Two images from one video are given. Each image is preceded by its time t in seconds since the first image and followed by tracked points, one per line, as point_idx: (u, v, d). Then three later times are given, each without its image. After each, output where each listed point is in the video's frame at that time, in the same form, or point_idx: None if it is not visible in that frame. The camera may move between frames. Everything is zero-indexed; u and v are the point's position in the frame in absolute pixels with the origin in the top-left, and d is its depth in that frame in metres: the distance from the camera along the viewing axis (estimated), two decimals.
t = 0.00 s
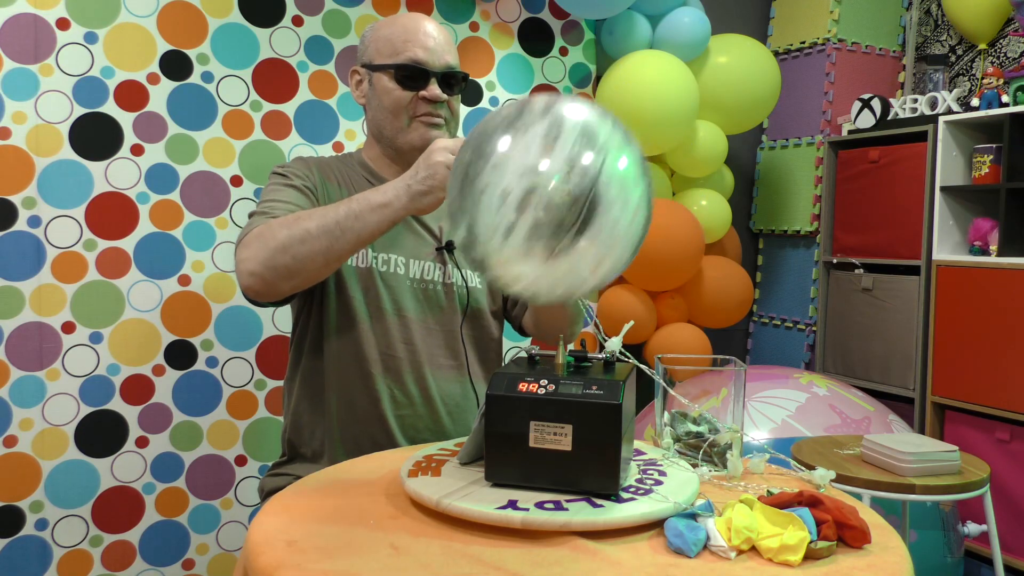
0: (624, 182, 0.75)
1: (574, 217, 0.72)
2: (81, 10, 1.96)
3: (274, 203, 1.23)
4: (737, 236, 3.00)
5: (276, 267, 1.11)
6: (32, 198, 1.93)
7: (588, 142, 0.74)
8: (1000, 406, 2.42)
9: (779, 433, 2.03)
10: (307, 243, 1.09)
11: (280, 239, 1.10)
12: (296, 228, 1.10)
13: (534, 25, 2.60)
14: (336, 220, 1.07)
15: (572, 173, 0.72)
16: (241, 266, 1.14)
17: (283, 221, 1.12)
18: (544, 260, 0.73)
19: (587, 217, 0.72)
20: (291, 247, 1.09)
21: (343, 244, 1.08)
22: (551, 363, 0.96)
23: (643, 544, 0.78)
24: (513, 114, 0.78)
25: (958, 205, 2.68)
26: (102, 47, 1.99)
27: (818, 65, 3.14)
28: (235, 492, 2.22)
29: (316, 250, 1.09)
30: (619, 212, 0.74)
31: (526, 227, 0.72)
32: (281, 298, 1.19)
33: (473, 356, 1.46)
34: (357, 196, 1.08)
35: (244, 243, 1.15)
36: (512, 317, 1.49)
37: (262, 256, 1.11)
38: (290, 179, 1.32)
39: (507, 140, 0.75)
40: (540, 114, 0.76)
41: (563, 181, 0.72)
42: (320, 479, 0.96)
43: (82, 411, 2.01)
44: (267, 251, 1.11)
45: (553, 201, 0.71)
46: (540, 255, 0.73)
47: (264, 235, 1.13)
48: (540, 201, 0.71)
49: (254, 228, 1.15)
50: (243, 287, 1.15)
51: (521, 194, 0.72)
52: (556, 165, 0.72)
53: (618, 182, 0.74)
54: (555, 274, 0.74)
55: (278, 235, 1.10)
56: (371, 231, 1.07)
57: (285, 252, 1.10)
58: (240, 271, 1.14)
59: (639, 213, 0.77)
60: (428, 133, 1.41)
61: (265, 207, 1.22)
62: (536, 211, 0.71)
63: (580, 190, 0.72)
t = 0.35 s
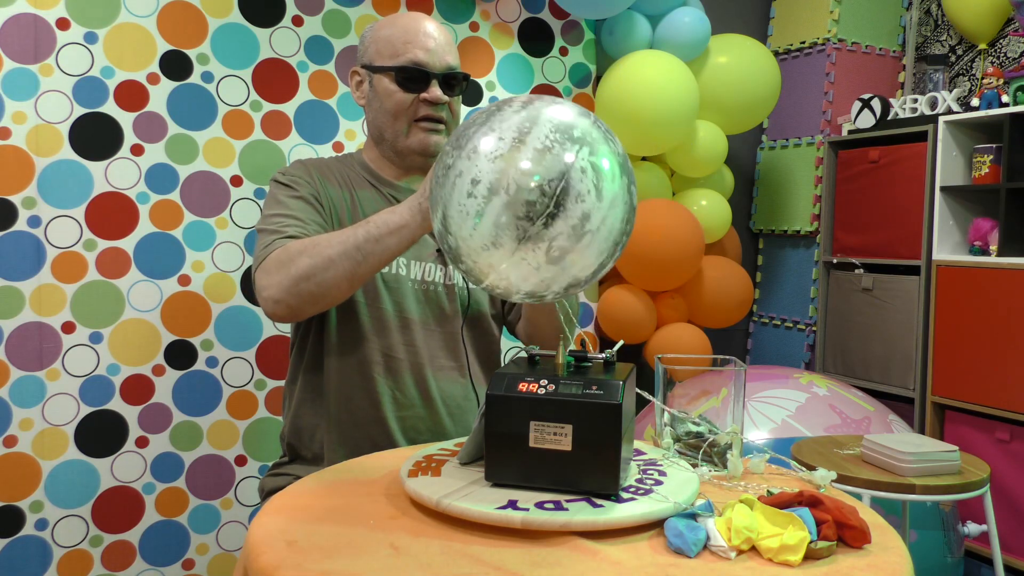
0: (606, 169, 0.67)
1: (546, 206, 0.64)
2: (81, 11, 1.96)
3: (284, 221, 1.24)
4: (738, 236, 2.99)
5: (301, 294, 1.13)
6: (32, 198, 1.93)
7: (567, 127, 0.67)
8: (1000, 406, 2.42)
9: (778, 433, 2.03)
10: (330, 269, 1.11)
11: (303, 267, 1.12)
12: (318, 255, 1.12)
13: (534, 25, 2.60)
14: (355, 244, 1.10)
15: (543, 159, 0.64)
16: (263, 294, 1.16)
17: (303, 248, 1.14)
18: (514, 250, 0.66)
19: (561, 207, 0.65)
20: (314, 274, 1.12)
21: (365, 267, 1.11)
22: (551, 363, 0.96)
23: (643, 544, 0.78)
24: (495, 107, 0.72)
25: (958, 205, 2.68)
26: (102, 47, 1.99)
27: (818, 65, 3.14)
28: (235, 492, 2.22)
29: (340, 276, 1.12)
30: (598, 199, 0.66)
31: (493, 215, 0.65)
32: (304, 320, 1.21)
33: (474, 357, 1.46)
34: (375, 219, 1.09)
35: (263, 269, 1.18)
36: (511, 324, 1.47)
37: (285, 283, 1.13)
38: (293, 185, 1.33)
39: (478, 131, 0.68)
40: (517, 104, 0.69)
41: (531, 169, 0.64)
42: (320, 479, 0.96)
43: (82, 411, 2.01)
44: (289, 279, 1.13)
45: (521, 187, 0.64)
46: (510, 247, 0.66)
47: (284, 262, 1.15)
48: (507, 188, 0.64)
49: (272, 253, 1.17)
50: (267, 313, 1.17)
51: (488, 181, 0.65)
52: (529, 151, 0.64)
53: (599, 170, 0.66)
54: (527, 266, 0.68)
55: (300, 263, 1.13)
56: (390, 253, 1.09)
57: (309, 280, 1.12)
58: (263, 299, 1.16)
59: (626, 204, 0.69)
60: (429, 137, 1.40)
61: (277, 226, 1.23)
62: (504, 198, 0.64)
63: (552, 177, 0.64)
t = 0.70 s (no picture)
0: (564, 274, 0.69)
1: (485, 288, 0.68)
2: (82, 11, 1.96)
3: (285, 224, 1.25)
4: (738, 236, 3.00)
5: (301, 298, 1.14)
6: (32, 198, 1.93)
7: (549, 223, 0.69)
8: (1000, 406, 2.42)
9: (778, 433, 2.03)
10: (328, 274, 1.11)
11: (302, 271, 1.13)
12: (318, 260, 1.12)
13: (534, 25, 2.60)
14: (355, 249, 1.09)
15: (507, 245, 0.67)
16: (263, 298, 1.17)
17: (305, 253, 1.14)
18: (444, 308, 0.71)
19: (505, 289, 0.68)
20: (312, 279, 1.12)
21: (364, 271, 1.09)
22: (551, 363, 0.96)
23: (643, 544, 0.78)
24: (504, 158, 0.74)
25: (958, 205, 2.68)
26: (102, 47, 1.99)
27: (818, 65, 3.14)
28: (235, 492, 2.22)
29: (338, 281, 1.11)
30: (538, 300, 0.69)
31: (438, 272, 0.69)
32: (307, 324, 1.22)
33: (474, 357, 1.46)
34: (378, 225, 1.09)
35: (263, 273, 1.19)
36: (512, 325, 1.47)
37: (284, 288, 1.14)
38: (293, 187, 1.34)
39: (468, 182, 0.71)
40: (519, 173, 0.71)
41: (491, 247, 0.67)
42: (320, 479, 0.96)
43: (82, 411, 2.01)
44: (288, 284, 1.14)
45: (473, 261, 0.68)
46: (442, 303, 0.71)
47: (285, 266, 1.16)
48: (461, 256, 0.68)
49: (274, 258, 1.18)
50: (269, 317, 1.18)
51: (450, 240, 0.68)
52: (500, 232, 0.67)
53: (555, 272, 0.69)
54: (454, 325, 0.73)
55: (301, 268, 1.13)
56: (388, 257, 1.08)
57: (309, 284, 1.13)
58: (264, 303, 1.17)
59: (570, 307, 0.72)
60: (430, 138, 1.40)
61: (279, 230, 1.24)
62: (454, 263, 0.68)
63: (504, 264, 0.67)
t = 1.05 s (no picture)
0: (552, 263, 0.69)
1: (476, 294, 0.70)
2: (81, 12, 1.96)
3: (285, 230, 1.26)
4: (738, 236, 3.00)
5: (307, 305, 1.14)
6: (32, 198, 1.93)
7: (527, 216, 0.69)
8: (1000, 406, 2.42)
9: (779, 433, 2.03)
10: (333, 280, 1.12)
11: (307, 278, 1.13)
12: (321, 266, 1.12)
13: (534, 25, 2.60)
14: (357, 252, 1.09)
15: (487, 249, 0.68)
16: (268, 307, 1.17)
17: (308, 259, 1.14)
18: (445, 322, 0.73)
19: (497, 293, 0.69)
20: (317, 286, 1.12)
21: (369, 275, 1.10)
22: (551, 363, 0.96)
23: (643, 544, 0.78)
24: (474, 162, 0.74)
25: (958, 205, 2.68)
26: (101, 47, 1.99)
27: (818, 65, 3.14)
28: (235, 492, 2.22)
29: (344, 286, 1.11)
30: (531, 295, 0.70)
31: (429, 289, 0.71)
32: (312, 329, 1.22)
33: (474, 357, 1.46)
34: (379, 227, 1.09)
35: (266, 280, 1.19)
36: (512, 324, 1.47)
37: (289, 295, 1.14)
38: (293, 189, 1.34)
39: (439, 198, 0.72)
40: (489, 175, 0.72)
41: (472, 255, 0.68)
42: (320, 479, 0.96)
43: (82, 411, 2.01)
44: (293, 292, 1.14)
45: (459, 272, 0.69)
46: (442, 318, 0.73)
47: (289, 273, 1.16)
48: (449, 266, 0.69)
49: (276, 264, 1.18)
50: (275, 324, 1.19)
51: (432, 257, 0.70)
52: (478, 238, 0.68)
53: (542, 264, 0.69)
54: (457, 334, 0.74)
55: (304, 274, 1.13)
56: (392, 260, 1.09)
57: (315, 290, 1.13)
58: (270, 311, 1.17)
59: (569, 294, 0.72)
60: (430, 139, 1.40)
61: (280, 235, 1.25)
62: (443, 276, 0.70)
63: (489, 268, 0.68)
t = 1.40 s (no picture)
0: (569, 258, 0.70)
1: (493, 287, 0.69)
2: (82, 12, 1.96)
3: (287, 225, 1.26)
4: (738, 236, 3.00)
5: (308, 300, 1.14)
6: (32, 198, 1.93)
7: (541, 212, 0.70)
8: (1000, 406, 2.42)
9: (778, 433, 2.03)
10: (335, 274, 1.12)
11: (309, 272, 1.13)
12: (322, 261, 1.13)
13: (534, 25, 2.60)
14: (359, 247, 1.10)
15: (507, 241, 0.68)
16: (269, 302, 1.16)
17: (308, 254, 1.14)
18: (457, 319, 0.72)
19: (512, 288, 0.69)
20: (319, 280, 1.13)
21: (370, 270, 1.12)
22: (551, 363, 0.96)
23: (643, 544, 0.78)
24: (487, 159, 0.75)
25: (958, 205, 2.68)
26: (102, 47, 1.99)
27: (818, 65, 3.14)
28: (235, 492, 2.22)
29: (346, 279, 1.12)
30: (548, 289, 0.70)
31: (445, 281, 0.70)
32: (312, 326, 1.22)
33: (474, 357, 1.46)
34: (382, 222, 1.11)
35: (266, 275, 1.18)
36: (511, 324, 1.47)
37: (290, 289, 1.14)
38: (296, 185, 1.34)
39: (455, 192, 0.71)
40: (499, 172, 0.72)
41: (492, 246, 0.68)
42: (320, 479, 0.96)
43: (82, 411, 2.01)
44: (294, 286, 1.14)
45: (477, 263, 0.69)
46: (454, 312, 0.72)
47: (290, 267, 1.15)
48: (464, 261, 0.69)
49: (277, 260, 1.18)
50: (276, 320, 1.18)
51: (450, 247, 0.69)
52: (497, 231, 0.68)
53: (560, 258, 0.69)
54: (467, 332, 0.74)
55: (306, 269, 1.13)
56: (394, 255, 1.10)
57: (316, 285, 1.13)
58: (270, 307, 1.17)
59: (582, 291, 0.73)
60: (428, 140, 1.40)
61: (281, 231, 1.25)
62: (457, 272, 0.69)
63: (506, 262, 0.68)
